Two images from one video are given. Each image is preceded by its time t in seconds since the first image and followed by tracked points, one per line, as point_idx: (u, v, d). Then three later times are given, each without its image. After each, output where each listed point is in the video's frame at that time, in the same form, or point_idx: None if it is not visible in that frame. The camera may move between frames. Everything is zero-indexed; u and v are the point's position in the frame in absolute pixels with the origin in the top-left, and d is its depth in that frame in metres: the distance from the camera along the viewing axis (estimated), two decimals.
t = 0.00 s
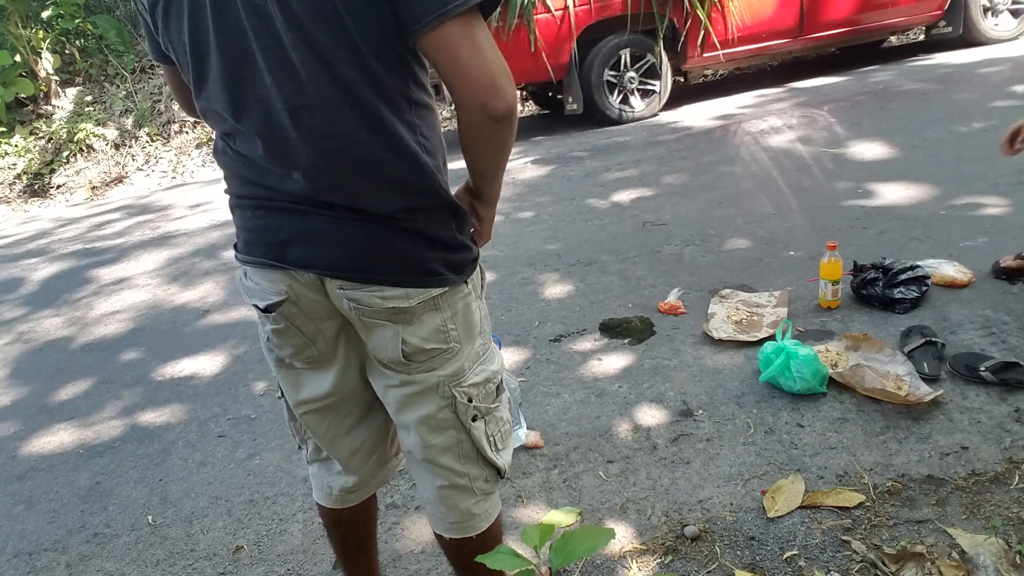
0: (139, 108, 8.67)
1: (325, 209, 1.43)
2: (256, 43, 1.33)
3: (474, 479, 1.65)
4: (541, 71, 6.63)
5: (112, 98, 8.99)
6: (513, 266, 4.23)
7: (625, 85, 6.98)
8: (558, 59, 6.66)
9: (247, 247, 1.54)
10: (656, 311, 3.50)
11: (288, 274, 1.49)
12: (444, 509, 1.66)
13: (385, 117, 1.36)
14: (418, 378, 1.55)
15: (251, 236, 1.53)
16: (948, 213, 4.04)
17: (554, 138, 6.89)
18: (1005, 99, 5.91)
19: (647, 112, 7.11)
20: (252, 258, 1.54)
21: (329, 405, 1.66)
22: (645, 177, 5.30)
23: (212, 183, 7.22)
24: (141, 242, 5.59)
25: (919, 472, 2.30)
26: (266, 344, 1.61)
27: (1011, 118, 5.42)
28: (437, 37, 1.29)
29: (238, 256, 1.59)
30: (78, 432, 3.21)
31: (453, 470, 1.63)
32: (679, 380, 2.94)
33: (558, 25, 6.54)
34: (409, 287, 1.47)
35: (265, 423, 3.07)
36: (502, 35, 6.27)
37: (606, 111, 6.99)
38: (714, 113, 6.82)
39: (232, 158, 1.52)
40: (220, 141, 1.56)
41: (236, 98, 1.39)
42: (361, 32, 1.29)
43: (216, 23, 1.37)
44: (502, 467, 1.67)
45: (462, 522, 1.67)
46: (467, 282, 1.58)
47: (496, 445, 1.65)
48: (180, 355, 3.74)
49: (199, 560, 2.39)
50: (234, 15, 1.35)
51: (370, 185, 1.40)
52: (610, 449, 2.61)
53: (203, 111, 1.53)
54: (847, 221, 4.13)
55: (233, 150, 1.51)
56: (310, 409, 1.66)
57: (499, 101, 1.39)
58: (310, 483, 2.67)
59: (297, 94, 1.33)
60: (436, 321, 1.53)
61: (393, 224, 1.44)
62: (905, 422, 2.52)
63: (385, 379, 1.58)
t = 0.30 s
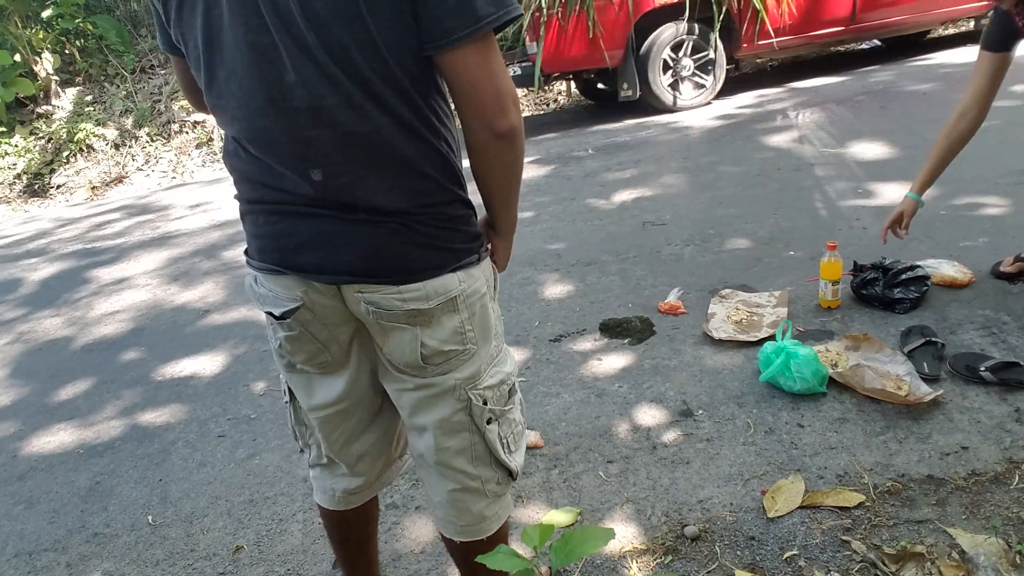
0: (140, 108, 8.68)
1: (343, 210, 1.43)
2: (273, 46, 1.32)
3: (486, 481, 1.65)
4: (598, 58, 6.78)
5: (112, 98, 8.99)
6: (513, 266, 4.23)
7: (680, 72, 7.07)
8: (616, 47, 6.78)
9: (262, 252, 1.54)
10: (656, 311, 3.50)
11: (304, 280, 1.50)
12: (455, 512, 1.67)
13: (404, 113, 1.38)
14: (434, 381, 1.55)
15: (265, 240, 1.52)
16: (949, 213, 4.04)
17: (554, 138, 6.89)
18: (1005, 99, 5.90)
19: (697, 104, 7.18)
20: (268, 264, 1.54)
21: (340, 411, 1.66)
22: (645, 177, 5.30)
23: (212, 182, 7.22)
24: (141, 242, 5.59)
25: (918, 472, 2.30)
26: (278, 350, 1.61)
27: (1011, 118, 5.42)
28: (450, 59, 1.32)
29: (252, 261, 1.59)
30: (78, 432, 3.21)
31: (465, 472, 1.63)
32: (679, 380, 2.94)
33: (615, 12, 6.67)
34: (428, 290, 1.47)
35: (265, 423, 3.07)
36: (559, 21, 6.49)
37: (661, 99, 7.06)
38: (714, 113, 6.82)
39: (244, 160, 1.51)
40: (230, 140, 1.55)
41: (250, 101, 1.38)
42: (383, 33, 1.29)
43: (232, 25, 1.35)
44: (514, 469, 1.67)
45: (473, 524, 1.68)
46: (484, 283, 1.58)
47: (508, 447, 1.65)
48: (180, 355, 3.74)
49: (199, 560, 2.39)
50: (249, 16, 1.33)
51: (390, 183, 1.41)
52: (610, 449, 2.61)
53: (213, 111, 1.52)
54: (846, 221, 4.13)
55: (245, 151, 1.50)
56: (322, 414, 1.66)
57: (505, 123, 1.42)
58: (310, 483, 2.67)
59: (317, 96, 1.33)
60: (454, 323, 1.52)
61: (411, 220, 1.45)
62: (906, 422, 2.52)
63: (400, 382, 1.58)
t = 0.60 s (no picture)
0: (140, 109, 8.69)
1: (368, 208, 1.44)
2: (306, 43, 1.32)
3: (494, 481, 1.66)
4: (657, 47, 6.77)
5: (112, 98, 9.00)
6: (512, 267, 4.23)
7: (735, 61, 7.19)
8: (674, 35, 6.78)
9: (279, 253, 1.53)
10: (656, 311, 3.50)
11: (323, 279, 1.49)
12: (463, 513, 1.67)
13: (433, 111, 1.40)
14: (450, 379, 1.55)
15: (283, 240, 1.52)
16: (949, 214, 4.04)
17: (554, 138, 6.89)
18: (1005, 99, 5.90)
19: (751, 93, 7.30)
20: (285, 264, 1.53)
21: (352, 414, 1.65)
22: (644, 177, 5.30)
23: (212, 182, 7.22)
24: (141, 242, 5.59)
25: (919, 472, 2.30)
26: (289, 353, 1.59)
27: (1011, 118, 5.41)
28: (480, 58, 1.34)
29: (267, 263, 1.58)
30: (78, 432, 3.21)
31: (475, 472, 1.64)
32: (679, 380, 2.94)
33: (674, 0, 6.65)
34: (449, 286, 1.48)
35: (265, 423, 3.07)
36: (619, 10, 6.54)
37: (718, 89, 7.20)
38: (714, 113, 6.82)
39: (264, 158, 1.50)
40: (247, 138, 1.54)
41: (279, 98, 1.37)
42: (418, 31, 1.31)
43: (263, 21, 1.35)
44: (522, 469, 1.68)
45: (479, 525, 1.68)
46: (499, 282, 1.60)
47: (517, 446, 1.66)
48: (180, 355, 3.74)
49: (199, 560, 2.39)
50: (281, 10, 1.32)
51: (417, 180, 1.43)
52: (610, 449, 2.61)
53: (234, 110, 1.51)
54: (846, 221, 4.13)
55: (265, 149, 1.49)
56: (335, 417, 1.65)
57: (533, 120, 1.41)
58: (310, 483, 2.67)
59: (350, 92, 1.33)
60: (472, 321, 1.53)
61: (435, 217, 1.47)
62: (906, 422, 2.52)
63: (414, 382, 1.58)
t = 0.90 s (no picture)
0: (141, 108, 8.69)
1: (385, 206, 1.44)
2: (330, 38, 1.32)
3: (501, 482, 1.66)
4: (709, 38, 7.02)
5: (112, 98, 9.01)
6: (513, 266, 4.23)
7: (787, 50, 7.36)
8: (726, 24, 7.00)
9: (293, 252, 1.52)
10: (656, 311, 3.50)
11: (337, 277, 1.49)
12: (469, 514, 1.67)
13: (451, 107, 1.41)
14: (461, 378, 1.56)
15: (297, 239, 1.51)
16: (949, 213, 4.03)
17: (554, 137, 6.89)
18: (1005, 99, 5.90)
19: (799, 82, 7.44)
20: (299, 264, 1.52)
21: (362, 415, 1.65)
22: (644, 177, 5.30)
23: (212, 182, 7.22)
24: (141, 242, 5.59)
25: (918, 471, 2.30)
26: (300, 353, 1.59)
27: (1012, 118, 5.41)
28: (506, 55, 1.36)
29: (280, 262, 1.56)
30: (78, 432, 3.21)
31: (483, 472, 1.64)
32: (679, 380, 2.94)
33: None
34: (465, 284, 1.49)
35: (265, 423, 3.07)
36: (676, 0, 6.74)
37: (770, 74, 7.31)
38: (714, 113, 6.82)
39: (278, 156, 1.49)
40: (261, 137, 1.53)
41: (300, 94, 1.37)
42: (443, 27, 1.32)
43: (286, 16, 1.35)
44: (529, 470, 1.68)
45: (486, 525, 1.68)
46: (512, 281, 1.60)
47: (525, 446, 1.67)
48: (180, 354, 3.74)
49: (199, 560, 2.39)
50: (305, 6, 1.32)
51: (434, 177, 1.44)
52: (610, 449, 2.61)
53: (249, 107, 1.50)
54: (847, 221, 4.13)
55: (280, 148, 1.49)
56: (345, 417, 1.64)
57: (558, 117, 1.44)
58: (310, 483, 2.67)
59: (372, 88, 1.34)
60: (485, 320, 1.54)
61: (452, 215, 1.47)
62: (906, 422, 2.52)
63: (425, 382, 1.58)
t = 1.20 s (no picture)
0: (142, 109, 8.70)
1: (401, 203, 1.44)
2: (355, 34, 1.31)
3: (506, 480, 1.66)
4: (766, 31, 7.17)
5: (112, 98, 9.01)
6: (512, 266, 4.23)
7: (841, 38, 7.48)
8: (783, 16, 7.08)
9: (305, 250, 1.51)
10: (656, 311, 3.50)
11: (349, 274, 1.49)
12: (474, 513, 1.67)
13: (469, 103, 1.42)
14: (471, 376, 1.56)
15: (309, 237, 1.50)
16: (949, 213, 4.03)
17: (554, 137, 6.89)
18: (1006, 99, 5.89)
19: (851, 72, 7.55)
20: (311, 262, 1.51)
21: (370, 415, 1.65)
22: (644, 177, 5.30)
23: (212, 182, 7.22)
24: (141, 242, 5.59)
25: (919, 472, 2.30)
26: (308, 353, 1.58)
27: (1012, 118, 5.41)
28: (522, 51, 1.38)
29: (289, 260, 1.55)
30: (78, 432, 3.21)
31: (489, 470, 1.64)
32: (679, 380, 2.94)
33: None
34: (478, 280, 1.49)
35: (265, 423, 3.07)
36: None
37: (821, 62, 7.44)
38: (715, 113, 6.82)
39: (292, 153, 1.48)
40: (272, 134, 1.52)
41: (320, 90, 1.35)
42: (468, 22, 1.34)
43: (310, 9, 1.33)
44: (534, 468, 1.68)
45: (491, 524, 1.68)
46: (521, 279, 1.61)
47: (531, 444, 1.68)
48: (180, 354, 3.74)
49: (199, 560, 2.39)
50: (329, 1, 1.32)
51: (450, 174, 1.44)
52: (610, 449, 2.61)
53: (262, 104, 1.49)
54: (847, 221, 4.13)
55: (294, 145, 1.48)
56: (353, 417, 1.64)
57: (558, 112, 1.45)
58: (310, 483, 2.67)
59: (394, 84, 1.33)
60: (495, 317, 1.54)
61: (466, 211, 1.48)
62: (906, 422, 2.52)
63: (434, 380, 1.58)
